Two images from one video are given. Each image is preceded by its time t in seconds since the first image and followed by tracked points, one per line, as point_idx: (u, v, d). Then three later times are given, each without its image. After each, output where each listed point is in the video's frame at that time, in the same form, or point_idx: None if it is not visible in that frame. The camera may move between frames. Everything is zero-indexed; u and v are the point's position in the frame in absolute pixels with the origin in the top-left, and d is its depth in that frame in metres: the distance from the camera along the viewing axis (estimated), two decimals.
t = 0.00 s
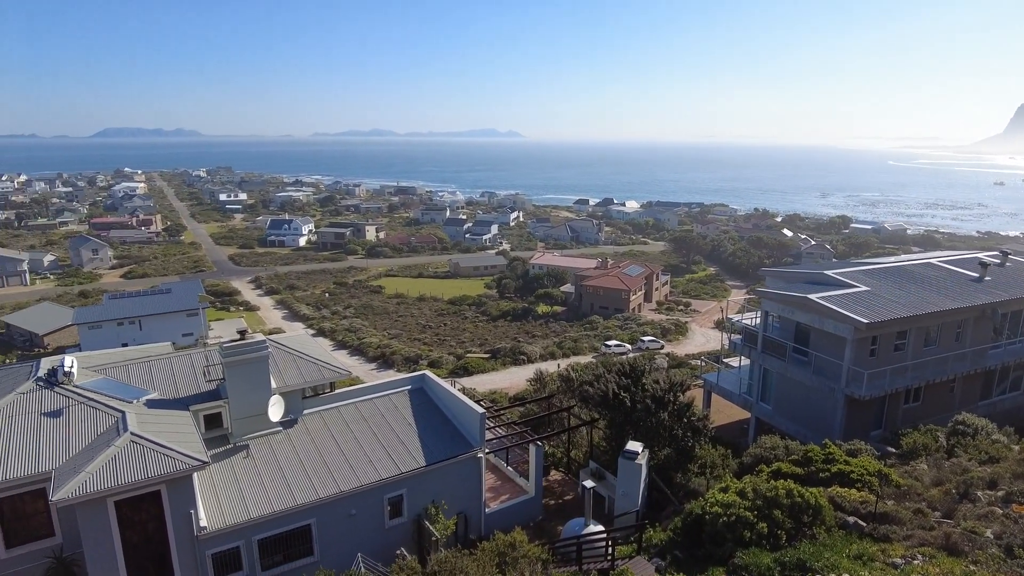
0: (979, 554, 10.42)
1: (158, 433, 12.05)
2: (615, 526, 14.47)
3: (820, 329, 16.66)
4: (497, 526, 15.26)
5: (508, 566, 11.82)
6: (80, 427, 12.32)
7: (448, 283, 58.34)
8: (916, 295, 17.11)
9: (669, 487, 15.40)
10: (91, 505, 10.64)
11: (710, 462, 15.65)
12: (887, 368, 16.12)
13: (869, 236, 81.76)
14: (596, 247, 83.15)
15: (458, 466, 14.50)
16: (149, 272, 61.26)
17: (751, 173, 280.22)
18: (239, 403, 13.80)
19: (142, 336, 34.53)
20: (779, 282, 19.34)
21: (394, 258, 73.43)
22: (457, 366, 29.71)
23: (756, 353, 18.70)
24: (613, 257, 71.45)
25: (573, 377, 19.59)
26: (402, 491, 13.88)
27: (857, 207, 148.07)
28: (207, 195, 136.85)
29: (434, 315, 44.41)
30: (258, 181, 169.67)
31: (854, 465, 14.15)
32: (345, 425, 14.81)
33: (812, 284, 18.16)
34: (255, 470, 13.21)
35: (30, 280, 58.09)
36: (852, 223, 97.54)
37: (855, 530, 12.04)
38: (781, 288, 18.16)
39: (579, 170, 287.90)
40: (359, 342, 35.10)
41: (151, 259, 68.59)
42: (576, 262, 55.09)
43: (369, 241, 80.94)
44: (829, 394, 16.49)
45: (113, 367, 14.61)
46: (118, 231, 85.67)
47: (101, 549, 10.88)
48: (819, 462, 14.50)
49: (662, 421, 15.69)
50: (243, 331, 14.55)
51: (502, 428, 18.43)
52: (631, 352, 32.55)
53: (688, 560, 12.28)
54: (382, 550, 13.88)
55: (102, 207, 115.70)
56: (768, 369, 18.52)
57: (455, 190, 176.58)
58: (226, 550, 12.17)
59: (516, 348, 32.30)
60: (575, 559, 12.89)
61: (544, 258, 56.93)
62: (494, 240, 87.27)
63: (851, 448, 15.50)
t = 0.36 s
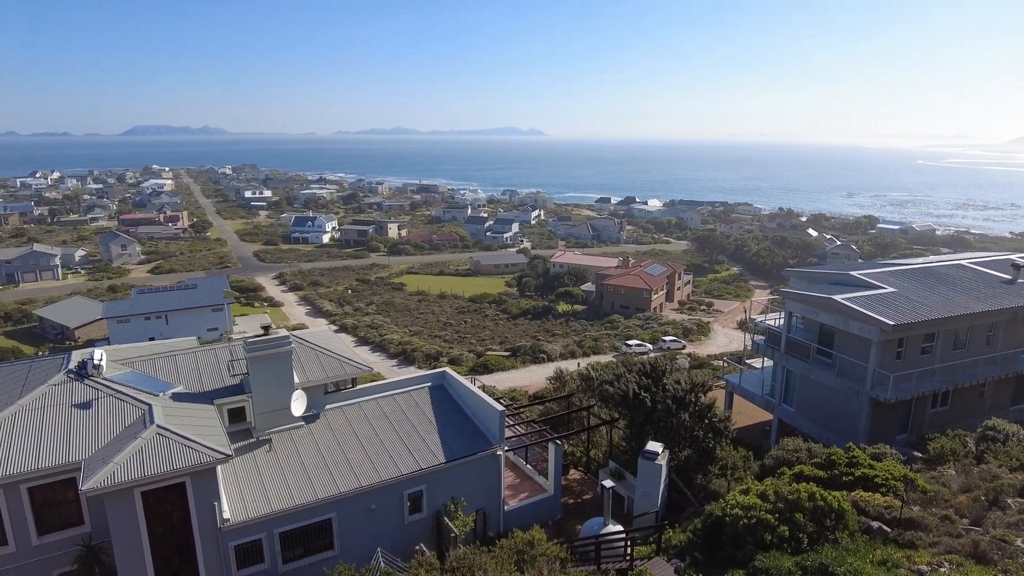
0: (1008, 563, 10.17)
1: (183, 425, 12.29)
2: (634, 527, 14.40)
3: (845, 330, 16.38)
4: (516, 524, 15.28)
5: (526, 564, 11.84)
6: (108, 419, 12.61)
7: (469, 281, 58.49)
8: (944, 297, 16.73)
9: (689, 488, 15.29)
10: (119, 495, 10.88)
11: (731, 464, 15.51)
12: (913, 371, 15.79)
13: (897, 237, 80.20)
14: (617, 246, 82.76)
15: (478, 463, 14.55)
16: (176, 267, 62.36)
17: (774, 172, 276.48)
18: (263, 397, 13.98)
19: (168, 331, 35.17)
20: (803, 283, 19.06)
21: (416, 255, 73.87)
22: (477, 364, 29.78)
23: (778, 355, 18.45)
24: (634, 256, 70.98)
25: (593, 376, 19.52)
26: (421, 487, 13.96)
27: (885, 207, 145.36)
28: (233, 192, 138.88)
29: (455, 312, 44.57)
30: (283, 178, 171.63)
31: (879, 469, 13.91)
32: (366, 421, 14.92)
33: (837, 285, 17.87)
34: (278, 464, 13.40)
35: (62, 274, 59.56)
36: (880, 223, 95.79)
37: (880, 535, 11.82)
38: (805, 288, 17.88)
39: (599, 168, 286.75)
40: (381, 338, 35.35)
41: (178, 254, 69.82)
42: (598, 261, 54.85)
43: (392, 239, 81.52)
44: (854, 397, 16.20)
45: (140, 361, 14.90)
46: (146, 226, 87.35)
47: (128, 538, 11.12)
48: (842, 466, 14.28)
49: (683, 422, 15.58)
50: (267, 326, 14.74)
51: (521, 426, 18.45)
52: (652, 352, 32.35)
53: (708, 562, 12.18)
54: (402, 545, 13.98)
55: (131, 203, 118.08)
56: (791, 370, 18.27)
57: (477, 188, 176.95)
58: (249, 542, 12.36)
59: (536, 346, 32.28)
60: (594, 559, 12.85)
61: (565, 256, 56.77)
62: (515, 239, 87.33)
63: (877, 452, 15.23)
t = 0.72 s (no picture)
0: None
1: (208, 419, 12.49)
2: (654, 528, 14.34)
3: (870, 333, 16.09)
4: (535, 522, 15.29)
5: (545, 563, 11.84)
6: (137, 411, 12.89)
7: (490, 279, 58.60)
8: (975, 299, 16.34)
9: (710, 490, 15.16)
10: (146, 486, 11.09)
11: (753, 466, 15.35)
12: (942, 376, 15.46)
13: (926, 237, 78.57)
14: (639, 245, 82.31)
15: (498, 461, 14.59)
16: (202, 263, 63.45)
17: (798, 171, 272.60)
18: (286, 392, 14.15)
19: (194, 326, 35.81)
20: (829, 284, 18.76)
21: (437, 253, 74.26)
22: (497, 362, 29.84)
23: (802, 356, 18.19)
24: (656, 255, 70.46)
25: (614, 375, 19.44)
26: (441, 483, 14.02)
27: (913, 207, 142.54)
28: (258, 189, 140.84)
29: (476, 310, 44.71)
30: (307, 176, 173.52)
31: (905, 474, 13.65)
32: (387, 417, 15.05)
33: (863, 286, 17.57)
34: (300, 458, 13.55)
35: (93, 269, 60.93)
36: (908, 224, 93.95)
37: (905, 542, 11.59)
38: (830, 290, 17.59)
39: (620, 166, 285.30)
40: (402, 335, 35.57)
41: (204, 250, 71.03)
42: (620, 260, 54.59)
43: (414, 236, 82.03)
44: (879, 400, 15.91)
45: (167, 355, 15.17)
46: (174, 222, 89.00)
47: (154, 529, 11.34)
48: (867, 470, 14.04)
49: (704, 423, 15.46)
50: (291, 322, 14.90)
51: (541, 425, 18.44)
52: (673, 352, 32.13)
53: (728, 564, 12.05)
54: (421, 541, 14.06)
55: (159, 200, 120.42)
56: (815, 373, 18.01)
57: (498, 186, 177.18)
58: (271, 535, 12.52)
59: (556, 345, 32.24)
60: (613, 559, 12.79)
61: (586, 255, 56.59)
62: (536, 237, 87.31)
63: (903, 456, 14.94)
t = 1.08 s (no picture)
0: None
1: (234, 413, 12.68)
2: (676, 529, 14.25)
3: (899, 336, 15.75)
4: (556, 521, 15.27)
5: (565, 562, 11.81)
6: (166, 404, 13.16)
7: (512, 277, 58.66)
8: (1009, 302, 15.90)
9: (733, 492, 15.04)
10: (174, 479, 11.31)
11: (777, 469, 15.16)
12: (973, 380, 15.08)
13: (960, 239, 76.66)
14: (663, 244, 81.69)
15: (519, 459, 14.61)
16: (230, 260, 64.54)
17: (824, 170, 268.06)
18: (310, 387, 14.30)
19: (221, 321, 36.41)
20: (857, 285, 18.43)
21: (460, 251, 74.57)
22: (519, 360, 29.88)
23: (829, 359, 17.91)
24: (680, 255, 69.92)
25: (636, 375, 19.33)
26: (462, 480, 14.08)
27: (946, 208, 139.29)
28: (285, 187, 142.79)
29: (498, 308, 44.79)
30: (333, 174, 175.39)
31: (934, 480, 13.35)
32: (410, 413, 15.15)
33: (892, 288, 17.22)
34: (324, 453, 13.71)
35: (124, 264, 62.37)
36: (941, 225, 91.75)
37: (934, 549, 11.34)
38: (858, 292, 17.27)
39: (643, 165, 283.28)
40: (425, 332, 35.79)
41: (231, 247, 72.19)
42: (643, 259, 54.23)
43: (437, 234, 82.43)
44: (908, 404, 15.58)
45: (195, 349, 15.46)
46: (202, 219, 90.68)
47: (181, 519, 11.55)
48: (894, 475, 13.77)
49: (728, 425, 15.33)
50: (316, 318, 15.08)
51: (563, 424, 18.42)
52: (697, 353, 31.83)
53: (751, 568, 11.91)
54: (442, 537, 14.14)
55: (189, 196, 122.84)
56: (842, 375, 17.71)
57: (521, 185, 177.23)
58: (295, 529, 12.69)
59: (578, 344, 32.15)
60: (634, 559, 12.71)
61: (609, 254, 56.35)
62: (559, 236, 87.16)
63: (932, 462, 14.63)
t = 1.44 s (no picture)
0: None
1: (259, 406, 12.87)
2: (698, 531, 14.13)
3: (930, 339, 15.41)
4: (577, 520, 15.23)
5: (585, 562, 11.76)
6: (193, 397, 13.39)
7: (535, 276, 58.62)
8: None
9: (757, 494, 14.87)
10: (200, 470, 11.52)
11: (802, 472, 14.95)
12: (1007, 386, 14.68)
13: (996, 240, 74.60)
14: (688, 243, 80.95)
15: (540, 458, 14.59)
16: (256, 256, 65.54)
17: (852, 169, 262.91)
18: (334, 382, 14.43)
19: (248, 316, 37.03)
20: (886, 287, 18.07)
21: (483, 249, 74.74)
22: (540, 358, 29.87)
23: (856, 362, 17.60)
24: (705, 254, 69.24)
25: (659, 375, 19.18)
26: (483, 477, 14.12)
27: (981, 208, 135.67)
28: (311, 184, 144.65)
29: (520, 306, 44.80)
30: (359, 172, 176.99)
31: (964, 487, 13.03)
32: (431, 409, 15.23)
33: (923, 290, 16.86)
34: (347, 447, 13.85)
35: (154, 259, 63.71)
36: (976, 225, 89.37)
37: (964, 558, 11.04)
38: (887, 293, 16.94)
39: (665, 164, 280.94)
40: (448, 329, 35.95)
41: (258, 243, 73.33)
42: (667, 258, 53.78)
43: (460, 232, 82.69)
44: (938, 408, 15.24)
45: (223, 343, 15.72)
46: (230, 215, 92.23)
47: (208, 510, 11.77)
48: (923, 481, 13.47)
49: (752, 427, 15.18)
50: (341, 314, 15.23)
51: (584, 423, 18.39)
52: (721, 353, 31.49)
53: (774, 572, 11.76)
54: (463, 533, 14.20)
55: (217, 193, 125.03)
56: (870, 378, 17.38)
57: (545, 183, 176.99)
58: (318, 522, 12.85)
59: (601, 343, 32.03)
60: (654, 560, 12.63)
61: (632, 253, 55.99)
62: (583, 234, 86.87)
63: (963, 469, 14.27)
